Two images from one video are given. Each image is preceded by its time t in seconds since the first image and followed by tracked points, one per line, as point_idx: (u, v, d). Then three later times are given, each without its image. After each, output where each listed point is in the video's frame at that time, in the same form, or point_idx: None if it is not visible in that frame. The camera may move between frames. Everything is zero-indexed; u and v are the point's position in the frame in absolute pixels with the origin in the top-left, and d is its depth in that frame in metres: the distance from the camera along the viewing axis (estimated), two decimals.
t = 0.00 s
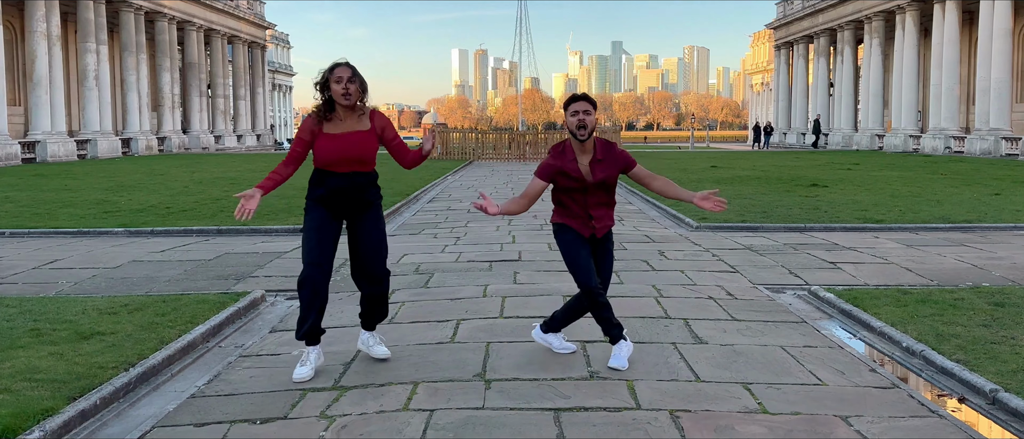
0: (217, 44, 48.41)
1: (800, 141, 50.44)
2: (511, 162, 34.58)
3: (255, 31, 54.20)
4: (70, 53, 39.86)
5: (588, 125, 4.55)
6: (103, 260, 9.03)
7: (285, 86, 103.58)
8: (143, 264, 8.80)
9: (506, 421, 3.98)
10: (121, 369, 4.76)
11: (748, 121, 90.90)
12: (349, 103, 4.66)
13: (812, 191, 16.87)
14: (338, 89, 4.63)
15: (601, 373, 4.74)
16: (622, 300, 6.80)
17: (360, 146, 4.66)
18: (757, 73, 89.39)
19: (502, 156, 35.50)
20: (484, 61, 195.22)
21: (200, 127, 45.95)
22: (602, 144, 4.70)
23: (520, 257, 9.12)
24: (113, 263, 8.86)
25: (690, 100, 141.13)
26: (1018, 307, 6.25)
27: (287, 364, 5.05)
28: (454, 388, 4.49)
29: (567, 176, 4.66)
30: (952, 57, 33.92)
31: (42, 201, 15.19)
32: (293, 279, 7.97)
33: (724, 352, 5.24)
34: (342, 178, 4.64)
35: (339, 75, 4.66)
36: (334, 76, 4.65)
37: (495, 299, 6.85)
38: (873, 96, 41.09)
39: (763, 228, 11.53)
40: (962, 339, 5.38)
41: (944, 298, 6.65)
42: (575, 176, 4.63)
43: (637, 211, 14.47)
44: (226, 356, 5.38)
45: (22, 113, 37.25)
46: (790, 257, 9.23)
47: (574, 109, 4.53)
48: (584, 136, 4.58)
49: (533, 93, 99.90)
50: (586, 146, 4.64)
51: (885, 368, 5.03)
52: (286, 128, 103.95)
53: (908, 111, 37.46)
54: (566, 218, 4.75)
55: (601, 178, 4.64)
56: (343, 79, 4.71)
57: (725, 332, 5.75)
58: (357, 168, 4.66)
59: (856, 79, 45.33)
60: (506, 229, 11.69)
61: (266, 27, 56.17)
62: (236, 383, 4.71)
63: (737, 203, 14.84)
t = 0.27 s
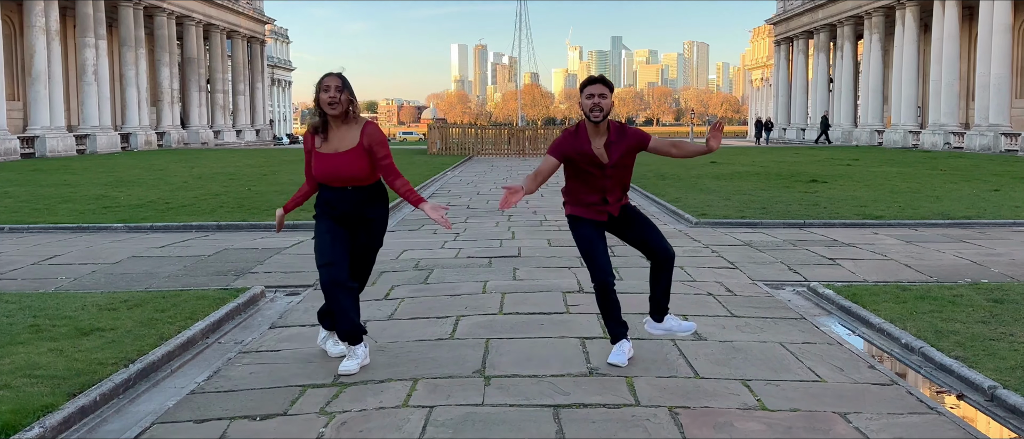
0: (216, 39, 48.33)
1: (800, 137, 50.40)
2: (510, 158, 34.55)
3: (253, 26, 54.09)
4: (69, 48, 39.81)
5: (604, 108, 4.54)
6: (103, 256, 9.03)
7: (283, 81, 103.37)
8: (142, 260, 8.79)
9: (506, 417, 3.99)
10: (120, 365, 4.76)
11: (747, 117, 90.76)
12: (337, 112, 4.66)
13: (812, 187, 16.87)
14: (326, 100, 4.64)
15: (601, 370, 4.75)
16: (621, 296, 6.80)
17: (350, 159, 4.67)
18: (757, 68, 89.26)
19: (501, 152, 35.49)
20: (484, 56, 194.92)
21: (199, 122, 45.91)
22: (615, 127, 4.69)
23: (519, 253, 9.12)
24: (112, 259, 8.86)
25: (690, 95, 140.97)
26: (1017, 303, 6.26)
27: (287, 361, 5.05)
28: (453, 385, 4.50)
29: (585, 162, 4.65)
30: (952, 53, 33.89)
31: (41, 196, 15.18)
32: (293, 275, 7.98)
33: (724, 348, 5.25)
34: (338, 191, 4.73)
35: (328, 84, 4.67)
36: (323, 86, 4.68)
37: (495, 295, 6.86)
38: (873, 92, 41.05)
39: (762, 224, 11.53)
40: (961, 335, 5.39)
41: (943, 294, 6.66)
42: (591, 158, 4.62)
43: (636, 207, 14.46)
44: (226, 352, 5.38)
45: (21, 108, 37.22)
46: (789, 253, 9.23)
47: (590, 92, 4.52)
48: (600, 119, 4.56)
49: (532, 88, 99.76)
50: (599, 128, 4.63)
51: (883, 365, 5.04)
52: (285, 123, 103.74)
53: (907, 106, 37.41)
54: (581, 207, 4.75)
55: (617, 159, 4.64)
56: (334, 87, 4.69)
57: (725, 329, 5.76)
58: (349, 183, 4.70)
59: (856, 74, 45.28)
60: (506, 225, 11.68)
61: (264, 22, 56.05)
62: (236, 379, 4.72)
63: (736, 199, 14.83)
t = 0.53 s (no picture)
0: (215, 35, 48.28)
1: (799, 133, 50.38)
2: (510, 154, 34.53)
3: (252, 22, 54.01)
4: (68, 43, 39.78)
5: (608, 96, 4.41)
6: (102, 252, 9.04)
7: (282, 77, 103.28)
8: (142, 256, 8.80)
9: (506, 413, 3.99)
10: (120, 361, 4.77)
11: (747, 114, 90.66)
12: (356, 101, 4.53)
13: (811, 183, 16.86)
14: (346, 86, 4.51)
15: (601, 366, 4.76)
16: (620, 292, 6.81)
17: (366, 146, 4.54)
18: (757, 64, 89.16)
19: (500, 147, 35.49)
20: (483, 52, 194.66)
21: (198, 118, 45.87)
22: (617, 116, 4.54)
23: (518, 249, 9.13)
24: (112, 255, 8.86)
25: (689, 91, 140.88)
26: (1016, 300, 6.27)
27: (286, 357, 5.06)
28: (453, 380, 4.50)
29: (587, 150, 4.54)
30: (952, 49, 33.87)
31: (41, 192, 15.17)
32: (292, 271, 7.97)
33: (723, 344, 5.25)
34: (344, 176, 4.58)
35: (347, 72, 4.54)
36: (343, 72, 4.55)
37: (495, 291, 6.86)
38: (872, 87, 41.02)
39: (761, 221, 11.53)
40: (960, 332, 5.40)
41: (941, 290, 6.67)
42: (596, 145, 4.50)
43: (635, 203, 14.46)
44: (225, 348, 5.39)
45: (21, 103, 37.22)
46: (789, 249, 9.24)
47: (593, 80, 4.40)
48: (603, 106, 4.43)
49: (531, 84, 99.63)
50: (600, 117, 4.50)
51: (882, 361, 5.05)
52: (284, 119, 103.59)
53: (907, 103, 37.39)
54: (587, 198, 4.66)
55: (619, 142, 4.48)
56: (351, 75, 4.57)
57: (724, 325, 5.77)
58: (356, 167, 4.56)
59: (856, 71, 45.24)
60: (505, 221, 11.69)
61: (264, 17, 55.97)
62: (236, 375, 4.72)
63: (736, 195, 14.83)
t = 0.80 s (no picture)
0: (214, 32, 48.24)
1: (799, 131, 50.36)
2: (509, 151, 34.53)
3: (252, 19, 53.96)
4: (68, 40, 39.75)
5: (620, 102, 4.47)
6: (102, 248, 9.04)
7: (281, 74, 103.27)
8: (142, 252, 8.80)
9: (506, 410, 3.99)
10: (121, 357, 4.77)
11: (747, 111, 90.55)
12: (371, 98, 4.54)
13: (811, 181, 16.87)
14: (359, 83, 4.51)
15: (601, 362, 4.76)
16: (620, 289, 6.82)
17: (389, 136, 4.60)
18: (757, 61, 89.06)
19: (500, 145, 35.48)
20: (483, 50, 194.48)
21: (197, 115, 45.84)
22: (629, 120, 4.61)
23: (518, 246, 9.14)
24: (112, 251, 8.85)
25: (689, 88, 140.79)
26: (1015, 297, 6.28)
27: (286, 353, 5.06)
28: (453, 377, 4.51)
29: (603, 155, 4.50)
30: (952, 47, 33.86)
31: (40, 189, 15.17)
32: (293, 268, 7.97)
33: (723, 341, 5.26)
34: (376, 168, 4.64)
35: (359, 69, 4.53)
36: (355, 69, 4.52)
37: (494, 288, 6.87)
38: (872, 85, 41.00)
39: (761, 218, 11.53)
40: (960, 329, 5.40)
41: (941, 287, 6.68)
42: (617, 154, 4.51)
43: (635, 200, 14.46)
44: (225, 344, 5.39)
45: (20, 100, 37.20)
46: (788, 247, 9.25)
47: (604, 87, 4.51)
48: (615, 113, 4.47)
49: (530, 81, 99.58)
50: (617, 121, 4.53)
51: (881, 358, 5.05)
52: (284, 116, 103.53)
53: (907, 100, 37.36)
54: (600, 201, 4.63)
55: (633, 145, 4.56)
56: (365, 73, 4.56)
57: (724, 322, 5.77)
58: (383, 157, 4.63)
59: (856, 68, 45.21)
60: (505, 218, 11.69)
61: (263, 14, 55.92)
62: (236, 371, 4.73)
63: (736, 192, 14.82)
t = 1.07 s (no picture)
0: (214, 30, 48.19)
1: (798, 130, 50.35)
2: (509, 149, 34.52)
3: (251, 17, 53.91)
4: (67, 38, 39.70)
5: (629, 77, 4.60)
6: (102, 247, 9.03)
7: (281, 73, 103.17)
8: (142, 251, 8.79)
9: (507, 409, 4.00)
10: (121, 356, 4.77)
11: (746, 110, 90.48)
12: (385, 92, 4.60)
13: (810, 180, 16.87)
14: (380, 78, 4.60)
15: (601, 361, 4.77)
16: (621, 288, 6.82)
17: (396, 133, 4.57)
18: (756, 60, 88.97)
19: (499, 143, 35.46)
20: (482, 48, 194.34)
21: (196, 113, 45.80)
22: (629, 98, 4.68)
23: (518, 245, 9.14)
24: (112, 250, 8.85)
25: (689, 87, 140.76)
26: (1015, 296, 6.28)
27: (286, 352, 5.07)
28: (453, 376, 4.51)
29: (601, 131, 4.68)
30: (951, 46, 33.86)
31: (40, 187, 15.15)
32: (292, 266, 7.97)
33: (723, 340, 5.26)
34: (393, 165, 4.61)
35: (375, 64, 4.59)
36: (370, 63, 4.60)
37: (494, 287, 6.87)
38: (872, 83, 40.99)
39: (761, 217, 11.54)
40: (959, 328, 5.41)
41: (941, 287, 6.68)
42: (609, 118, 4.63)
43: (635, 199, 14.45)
44: (226, 343, 5.39)
45: (20, 98, 37.18)
46: (788, 245, 9.25)
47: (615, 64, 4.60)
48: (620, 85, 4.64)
49: (530, 80, 99.50)
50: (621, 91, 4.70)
51: (882, 357, 5.06)
52: (283, 114, 103.44)
53: (907, 99, 37.34)
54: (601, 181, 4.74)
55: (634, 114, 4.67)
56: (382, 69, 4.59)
57: (724, 321, 5.77)
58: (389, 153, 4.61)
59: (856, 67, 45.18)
60: (505, 217, 11.69)
61: (262, 13, 55.86)
62: (236, 369, 4.73)
63: (735, 191, 14.82)
